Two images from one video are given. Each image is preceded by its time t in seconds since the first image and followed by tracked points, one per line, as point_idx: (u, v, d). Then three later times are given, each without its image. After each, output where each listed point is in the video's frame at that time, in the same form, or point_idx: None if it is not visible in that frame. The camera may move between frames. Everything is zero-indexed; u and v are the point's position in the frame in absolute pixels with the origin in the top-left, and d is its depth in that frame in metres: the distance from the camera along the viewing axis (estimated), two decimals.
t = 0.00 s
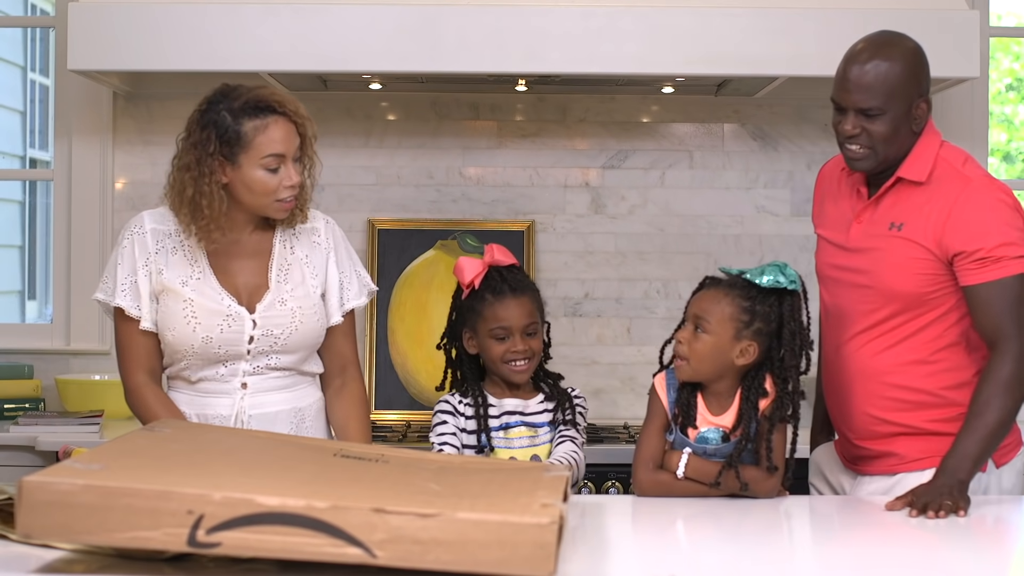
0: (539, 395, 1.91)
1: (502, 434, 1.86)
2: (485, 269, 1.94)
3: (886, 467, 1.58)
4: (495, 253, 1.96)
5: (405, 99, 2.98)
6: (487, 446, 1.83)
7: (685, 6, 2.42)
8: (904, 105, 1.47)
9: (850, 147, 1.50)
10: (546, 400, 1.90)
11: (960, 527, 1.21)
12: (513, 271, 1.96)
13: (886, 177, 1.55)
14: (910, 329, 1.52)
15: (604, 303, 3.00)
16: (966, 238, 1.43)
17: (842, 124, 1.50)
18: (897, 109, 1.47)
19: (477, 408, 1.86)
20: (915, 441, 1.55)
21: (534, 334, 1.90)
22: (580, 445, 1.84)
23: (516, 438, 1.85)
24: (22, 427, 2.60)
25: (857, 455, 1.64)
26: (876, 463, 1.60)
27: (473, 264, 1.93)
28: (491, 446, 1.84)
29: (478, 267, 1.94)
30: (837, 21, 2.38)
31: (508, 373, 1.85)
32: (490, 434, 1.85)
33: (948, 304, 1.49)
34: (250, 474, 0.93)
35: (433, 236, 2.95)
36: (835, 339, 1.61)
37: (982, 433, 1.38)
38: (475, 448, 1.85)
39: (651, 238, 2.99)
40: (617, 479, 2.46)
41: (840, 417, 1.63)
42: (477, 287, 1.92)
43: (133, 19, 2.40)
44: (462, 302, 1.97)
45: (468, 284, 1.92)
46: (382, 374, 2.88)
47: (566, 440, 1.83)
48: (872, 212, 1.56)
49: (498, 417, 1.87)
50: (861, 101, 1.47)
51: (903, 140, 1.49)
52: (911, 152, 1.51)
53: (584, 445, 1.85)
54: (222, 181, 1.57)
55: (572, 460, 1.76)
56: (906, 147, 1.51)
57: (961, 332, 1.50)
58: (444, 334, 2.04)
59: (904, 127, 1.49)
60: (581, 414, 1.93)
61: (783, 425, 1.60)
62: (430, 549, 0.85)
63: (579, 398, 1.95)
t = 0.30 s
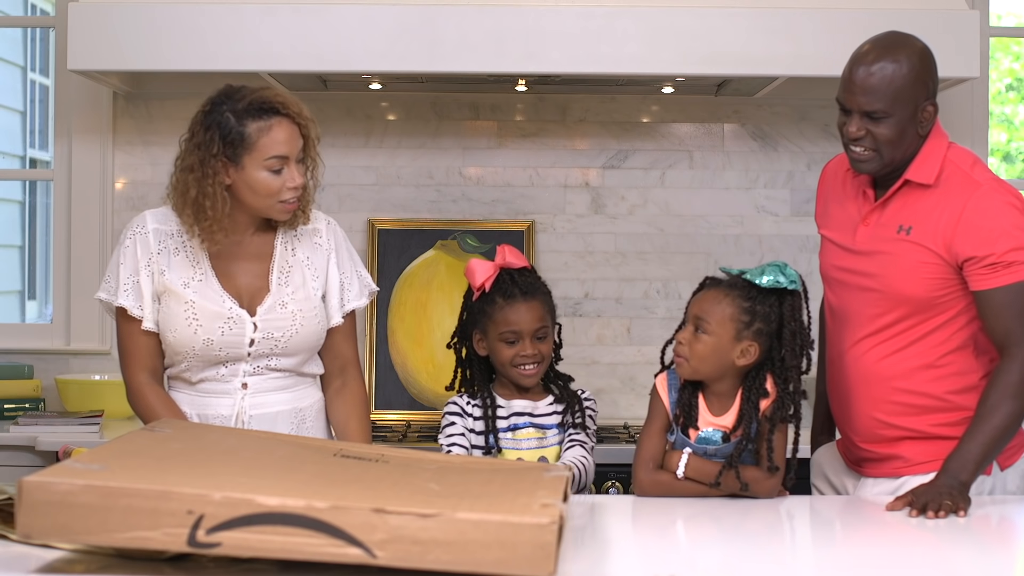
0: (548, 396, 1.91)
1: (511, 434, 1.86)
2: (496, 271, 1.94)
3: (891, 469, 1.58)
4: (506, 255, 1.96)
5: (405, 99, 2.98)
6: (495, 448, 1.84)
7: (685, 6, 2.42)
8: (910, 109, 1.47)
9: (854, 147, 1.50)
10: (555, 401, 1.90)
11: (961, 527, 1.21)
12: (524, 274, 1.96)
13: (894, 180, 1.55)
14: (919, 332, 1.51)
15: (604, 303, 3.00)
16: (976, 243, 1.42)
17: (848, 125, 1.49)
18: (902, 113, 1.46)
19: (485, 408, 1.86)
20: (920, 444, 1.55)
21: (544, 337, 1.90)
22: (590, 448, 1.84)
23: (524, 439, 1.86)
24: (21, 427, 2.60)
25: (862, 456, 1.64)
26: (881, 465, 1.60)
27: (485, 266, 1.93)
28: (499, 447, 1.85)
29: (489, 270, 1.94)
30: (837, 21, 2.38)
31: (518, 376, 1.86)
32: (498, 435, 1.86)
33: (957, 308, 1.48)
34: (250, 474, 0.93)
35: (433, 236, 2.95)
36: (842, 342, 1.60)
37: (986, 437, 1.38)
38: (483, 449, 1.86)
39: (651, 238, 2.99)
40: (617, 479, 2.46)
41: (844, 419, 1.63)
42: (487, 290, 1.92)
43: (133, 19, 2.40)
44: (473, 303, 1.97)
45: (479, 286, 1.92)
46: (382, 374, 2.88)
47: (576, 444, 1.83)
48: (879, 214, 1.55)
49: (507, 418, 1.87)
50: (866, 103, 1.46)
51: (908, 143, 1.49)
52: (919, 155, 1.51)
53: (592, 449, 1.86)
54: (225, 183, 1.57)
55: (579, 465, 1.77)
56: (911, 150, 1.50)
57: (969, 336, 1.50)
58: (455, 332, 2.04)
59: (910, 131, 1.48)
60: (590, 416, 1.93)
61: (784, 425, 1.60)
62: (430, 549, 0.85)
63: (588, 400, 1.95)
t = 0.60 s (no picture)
0: (558, 399, 1.91)
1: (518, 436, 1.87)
2: (506, 271, 1.95)
3: (891, 470, 1.58)
4: (517, 255, 1.97)
5: (405, 99, 2.98)
6: (502, 450, 1.85)
7: (685, 6, 2.42)
8: (914, 113, 1.47)
9: (856, 150, 1.50)
10: (565, 404, 1.89)
11: (961, 527, 1.21)
12: (534, 275, 1.97)
13: (899, 182, 1.54)
14: (922, 336, 1.51)
15: (604, 304, 3.00)
16: (983, 249, 1.42)
17: (850, 127, 1.49)
18: (905, 117, 1.46)
19: (493, 409, 1.87)
20: (920, 446, 1.55)
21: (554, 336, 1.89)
22: (598, 455, 1.84)
23: (532, 441, 1.86)
24: (21, 427, 2.60)
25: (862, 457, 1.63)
26: (881, 467, 1.60)
27: (495, 266, 1.94)
28: (506, 449, 1.86)
29: (499, 269, 1.94)
30: (837, 20, 2.38)
31: (527, 377, 1.85)
32: (506, 436, 1.86)
33: (961, 312, 1.48)
34: (251, 474, 0.93)
35: (434, 236, 2.95)
36: (844, 345, 1.59)
37: (988, 439, 1.38)
38: (489, 450, 1.87)
39: (651, 238, 2.99)
40: (617, 478, 2.46)
41: (845, 421, 1.62)
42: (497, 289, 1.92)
43: (134, 19, 2.40)
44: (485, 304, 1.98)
45: (489, 286, 1.93)
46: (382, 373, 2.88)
47: (584, 453, 1.82)
48: (882, 218, 1.54)
49: (515, 419, 1.87)
50: (869, 105, 1.46)
51: (911, 147, 1.48)
52: (924, 158, 1.50)
53: (601, 457, 1.85)
54: (216, 168, 1.58)
55: (585, 475, 1.76)
56: (914, 154, 1.50)
57: (970, 340, 1.50)
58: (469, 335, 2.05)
59: (913, 135, 1.48)
60: (600, 419, 1.93)
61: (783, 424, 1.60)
62: (430, 549, 0.85)
63: (598, 404, 1.94)
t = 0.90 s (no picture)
0: (564, 401, 1.91)
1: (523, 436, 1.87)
2: (515, 270, 1.95)
3: (890, 471, 1.58)
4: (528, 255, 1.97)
5: (405, 99, 2.98)
6: (506, 449, 1.85)
7: (685, 6, 2.42)
8: (909, 114, 1.47)
9: (850, 151, 1.50)
10: (570, 408, 1.89)
11: (961, 527, 1.21)
12: (543, 275, 1.96)
13: (894, 185, 1.54)
14: (920, 337, 1.51)
15: (604, 303, 3.00)
16: (982, 251, 1.42)
17: (845, 128, 1.49)
18: (900, 119, 1.46)
19: (499, 409, 1.87)
20: (919, 446, 1.55)
21: (560, 337, 1.90)
22: (603, 462, 1.84)
23: (537, 442, 1.86)
24: (22, 427, 2.60)
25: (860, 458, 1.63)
26: (879, 467, 1.60)
27: (504, 264, 1.94)
28: (511, 449, 1.86)
29: (509, 268, 1.95)
30: (838, 20, 2.38)
31: (531, 376, 1.86)
32: (510, 436, 1.86)
33: (960, 313, 1.48)
34: (251, 475, 0.93)
35: (433, 236, 2.94)
36: (842, 347, 1.59)
37: (989, 439, 1.38)
38: (494, 450, 1.87)
39: (651, 238, 2.99)
40: (617, 479, 2.46)
41: (843, 422, 1.62)
42: (504, 288, 1.93)
43: (134, 19, 2.40)
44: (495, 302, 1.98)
45: (497, 284, 1.94)
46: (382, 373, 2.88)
47: (589, 460, 1.83)
48: (879, 220, 1.54)
49: (520, 419, 1.87)
50: (863, 107, 1.46)
51: (905, 150, 1.48)
52: (920, 161, 1.50)
53: (606, 463, 1.85)
54: (199, 172, 1.59)
55: (588, 482, 1.77)
56: (909, 155, 1.50)
57: (969, 341, 1.50)
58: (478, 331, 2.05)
59: (908, 137, 1.48)
60: (607, 422, 1.91)
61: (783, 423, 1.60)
62: (430, 549, 0.85)
63: (605, 408, 1.93)
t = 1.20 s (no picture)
0: (567, 402, 1.91)
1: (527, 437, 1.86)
2: (514, 273, 1.96)
3: (889, 471, 1.58)
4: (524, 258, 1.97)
5: (405, 99, 2.98)
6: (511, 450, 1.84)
7: (685, 6, 2.42)
8: (903, 116, 1.47)
9: (845, 152, 1.50)
10: (574, 407, 1.89)
11: (963, 527, 1.20)
12: (542, 276, 1.97)
13: (890, 185, 1.54)
14: (919, 338, 1.51)
15: (604, 303, 3.00)
16: (980, 251, 1.42)
17: (839, 129, 1.50)
18: (894, 120, 1.46)
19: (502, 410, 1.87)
20: (918, 447, 1.55)
21: (562, 338, 1.90)
22: (608, 461, 1.84)
23: (541, 442, 1.86)
24: (21, 427, 2.60)
25: (859, 458, 1.63)
26: (879, 468, 1.60)
27: (502, 268, 1.95)
28: (516, 450, 1.85)
29: (507, 271, 1.95)
30: (838, 21, 2.38)
31: (535, 378, 1.86)
32: (515, 438, 1.86)
33: (958, 313, 1.49)
34: (251, 475, 0.93)
35: (433, 236, 2.94)
36: (840, 349, 1.59)
37: (988, 439, 1.38)
38: (499, 452, 1.85)
39: (651, 238, 2.99)
40: (616, 479, 2.46)
41: (842, 424, 1.62)
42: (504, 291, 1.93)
43: (134, 19, 2.40)
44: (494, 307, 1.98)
45: (497, 288, 1.94)
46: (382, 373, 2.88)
47: (595, 459, 1.82)
48: (876, 221, 1.54)
49: (523, 420, 1.87)
50: (856, 108, 1.46)
51: (899, 150, 1.48)
52: (917, 162, 1.50)
53: (611, 463, 1.85)
54: (203, 170, 1.60)
55: (595, 481, 1.76)
56: (903, 156, 1.50)
57: (968, 341, 1.50)
58: (476, 336, 2.06)
59: (901, 138, 1.48)
60: (610, 422, 1.92)
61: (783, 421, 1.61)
62: (430, 549, 0.85)
63: (608, 408, 1.93)
